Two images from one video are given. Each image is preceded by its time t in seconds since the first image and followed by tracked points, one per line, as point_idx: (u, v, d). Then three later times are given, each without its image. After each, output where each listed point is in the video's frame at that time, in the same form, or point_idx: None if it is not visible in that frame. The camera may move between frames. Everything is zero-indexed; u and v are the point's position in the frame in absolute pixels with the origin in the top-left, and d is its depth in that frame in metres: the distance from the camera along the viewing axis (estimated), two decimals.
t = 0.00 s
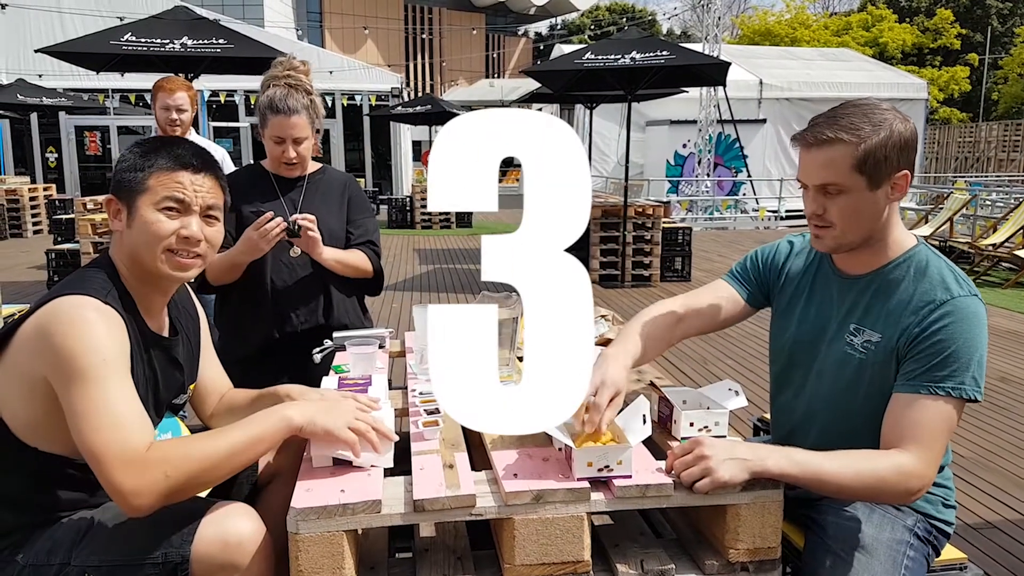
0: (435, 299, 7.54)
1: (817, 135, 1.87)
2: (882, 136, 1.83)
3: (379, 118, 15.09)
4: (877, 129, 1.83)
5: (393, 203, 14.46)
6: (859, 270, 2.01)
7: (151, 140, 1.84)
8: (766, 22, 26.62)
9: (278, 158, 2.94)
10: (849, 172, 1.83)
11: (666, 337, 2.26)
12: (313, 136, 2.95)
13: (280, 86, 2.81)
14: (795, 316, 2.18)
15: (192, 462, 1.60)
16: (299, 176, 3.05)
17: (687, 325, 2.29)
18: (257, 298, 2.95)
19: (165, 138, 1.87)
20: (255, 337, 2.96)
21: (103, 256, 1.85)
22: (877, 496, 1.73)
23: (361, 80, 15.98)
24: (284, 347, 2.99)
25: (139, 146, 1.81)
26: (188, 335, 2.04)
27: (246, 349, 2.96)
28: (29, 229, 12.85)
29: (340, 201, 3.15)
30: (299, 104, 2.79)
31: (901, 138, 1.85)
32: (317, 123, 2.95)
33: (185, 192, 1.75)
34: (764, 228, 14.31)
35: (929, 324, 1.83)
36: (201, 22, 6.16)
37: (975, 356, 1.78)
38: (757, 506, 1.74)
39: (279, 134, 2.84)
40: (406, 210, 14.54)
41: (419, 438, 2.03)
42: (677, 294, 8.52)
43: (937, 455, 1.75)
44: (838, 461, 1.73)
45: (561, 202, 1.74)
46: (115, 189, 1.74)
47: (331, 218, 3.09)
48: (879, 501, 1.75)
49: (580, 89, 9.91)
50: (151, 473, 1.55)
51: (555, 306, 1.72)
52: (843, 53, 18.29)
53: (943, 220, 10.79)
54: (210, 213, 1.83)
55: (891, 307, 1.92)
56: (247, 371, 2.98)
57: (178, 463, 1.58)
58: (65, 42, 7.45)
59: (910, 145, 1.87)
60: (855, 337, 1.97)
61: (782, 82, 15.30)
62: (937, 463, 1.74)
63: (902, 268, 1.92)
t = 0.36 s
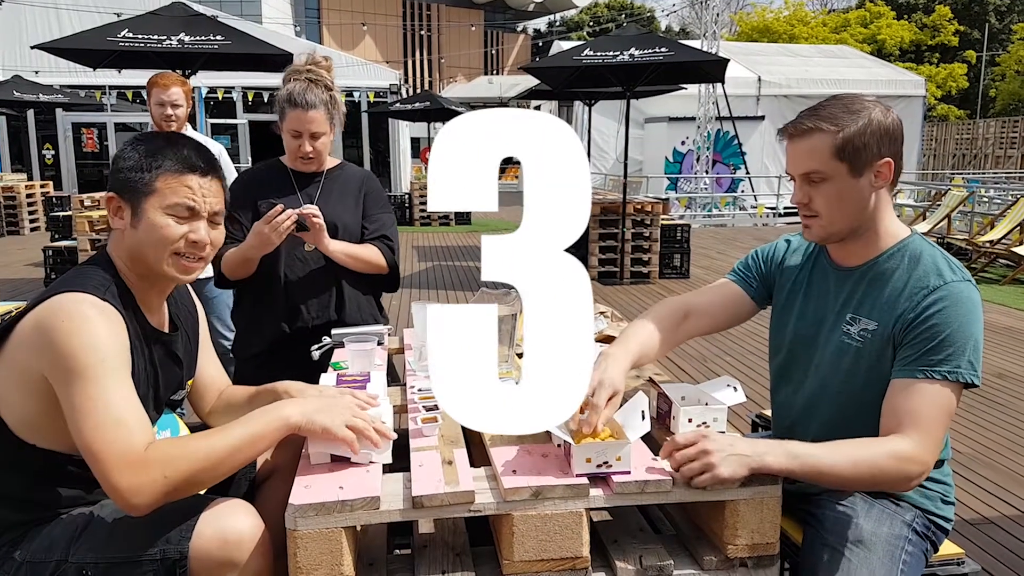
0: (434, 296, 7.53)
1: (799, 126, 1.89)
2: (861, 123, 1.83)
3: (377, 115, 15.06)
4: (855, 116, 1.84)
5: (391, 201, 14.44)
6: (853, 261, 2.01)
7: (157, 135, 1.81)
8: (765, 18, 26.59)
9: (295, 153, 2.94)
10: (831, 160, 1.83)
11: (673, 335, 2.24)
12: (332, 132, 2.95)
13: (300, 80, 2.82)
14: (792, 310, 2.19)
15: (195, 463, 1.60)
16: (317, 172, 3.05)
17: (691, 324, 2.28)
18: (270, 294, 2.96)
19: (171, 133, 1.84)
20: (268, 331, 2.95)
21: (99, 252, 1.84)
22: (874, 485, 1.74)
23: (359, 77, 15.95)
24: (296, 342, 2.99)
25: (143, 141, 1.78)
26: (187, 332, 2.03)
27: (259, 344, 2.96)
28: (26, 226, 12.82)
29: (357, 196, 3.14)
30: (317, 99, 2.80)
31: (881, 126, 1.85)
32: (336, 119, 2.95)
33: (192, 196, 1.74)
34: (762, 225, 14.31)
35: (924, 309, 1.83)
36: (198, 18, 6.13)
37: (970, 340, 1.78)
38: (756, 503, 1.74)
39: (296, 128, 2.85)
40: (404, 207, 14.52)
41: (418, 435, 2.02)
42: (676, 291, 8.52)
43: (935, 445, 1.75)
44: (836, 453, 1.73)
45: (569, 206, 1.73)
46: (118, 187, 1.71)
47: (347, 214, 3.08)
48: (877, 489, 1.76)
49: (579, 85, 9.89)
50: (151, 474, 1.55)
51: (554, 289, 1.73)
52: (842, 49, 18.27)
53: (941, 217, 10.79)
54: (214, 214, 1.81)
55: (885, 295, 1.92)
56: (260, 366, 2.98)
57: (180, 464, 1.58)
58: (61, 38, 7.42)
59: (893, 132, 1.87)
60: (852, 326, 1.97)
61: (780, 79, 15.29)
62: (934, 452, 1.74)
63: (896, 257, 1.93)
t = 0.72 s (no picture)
0: (430, 293, 7.52)
1: (792, 137, 1.89)
2: (854, 130, 1.84)
3: (373, 110, 15.03)
4: (848, 123, 1.85)
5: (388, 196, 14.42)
6: (852, 266, 2.01)
7: (175, 137, 1.80)
8: (762, 18, 26.61)
9: (299, 146, 2.94)
10: (826, 170, 1.84)
11: (660, 330, 2.24)
12: (336, 126, 2.96)
13: (306, 73, 2.83)
14: (790, 313, 2.19)
15: (175, 462, 1.59)
16: (321, 166, 3.05)
17: (678, 319, 2.28)
18: (270, 290, 2.95)
19: (184, 134, 1.84)
20: (268, 326, 2.95)
21: (96, 247, 1.83)
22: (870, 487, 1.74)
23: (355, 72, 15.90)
24: (295, 337, 2.99)
25: (162, 144, 1.76)
26: (181, 329, 2.02)
27: (259, 338, 2.96)
28: (20, 219, 12.76)
29: (360, 191, 3.13)
30: (322, 91, 2.81)
31: (875, 132, 1.86)
32: (340, 113, 2.96)
33: (216, 206, 1.78)
34: (758, 224, 14.34)
35: (924, 315, 1.83)
36: (194, 12, 6.10)
37: (971, 344, 1.78)
38: (750, 500, 1.75)
39: (301, 120, 2.84)
40: (400, 203, 14.51)
41: (413, 431, 2.02)
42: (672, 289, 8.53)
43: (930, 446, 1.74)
44: (833, 453, 1.73)
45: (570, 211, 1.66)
46: (142, 192, 1.68)
47: (349, 209, 3.07)
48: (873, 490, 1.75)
49: (576, 83, 9.88)
50: (133, 475, 1.54)
51: (538, 296, 1.68)
52: (839, 49, 18.30)
53: (936, 218, 10.83)
54: (227, 219, 1.85)
55: (885, 300, 1.92)
56: (261, 360, 2.98)
57: (165, 465, 1.57)
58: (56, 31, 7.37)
59: (886, 137, 1.88)
60: (852, 331, 1.97)
61: (777, 78, 15.31)
62: (930, 453, 1.74)
63: (895, 261, 1.93)
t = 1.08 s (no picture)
0: (427, 290, 7.52)
1: (759, 157, 1.90)
2: (826, 143, 1.83)
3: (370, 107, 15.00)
4: (819, 138, 1.84)
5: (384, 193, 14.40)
6: (839, 270, 2.02)
7: (167, 134, 1.80)
8: (758, 13, 26.57)
9: (295, 143, 2.94)
10: (800, 186, 1.84)
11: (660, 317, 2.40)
12: (332, 123, 2.96)
13: (303, 69, 2.84)
14: (778, 316, 2.19)
15: (154, 451, 1.55)
16: (318, 163, 3.05)
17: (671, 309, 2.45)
18: (266, 285, 2.95)
19: (175, 130, 1.83)
20: (261, 321, 2.95)
21: (91, 247, 1.82)
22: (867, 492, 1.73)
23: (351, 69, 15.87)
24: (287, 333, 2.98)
25: (155, 142, 1.76)
26: (176, 327, 2.02)
27: (252, 335, 2.96)
28: (16, 217, 12.74)
29: (356, 188, 3.11)
30: (319, 88, 2.82)
31: (848, 142, 1.85)
32: (338, 111, 2.96)
33: (212, 199, 1.79)
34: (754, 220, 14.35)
35: (913, 322, 1.83)
36: (189, 9, 6.08)
37: (962, 352, 1.76)
38: (745, 496, 1.75)
39: (297, 117, 2.85)
40: (397, 200, 14.49)
41: (408, 428, 2.01)
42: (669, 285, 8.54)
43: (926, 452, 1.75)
44: (830, 456, 1.72)
45: (550, 205, 1.65)
46: (140, 191, 1.68)
47: (344, 206, 3.05)
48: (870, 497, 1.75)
49: (572, 79, 9.87)
50: (124, 475, 1.52)
51: (539, 295, 1.66)
52: (835, 44, 18.29)
53: (932, 213, 10.85)
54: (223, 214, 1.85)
55: (873, 307, 1.92)
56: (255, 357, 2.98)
57: (146, 457, 1.54)
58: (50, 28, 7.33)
59: (862, 146, 1.87)
60: (840, 337, 1.98)
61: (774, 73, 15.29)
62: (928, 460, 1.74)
63: (883, 267, 1.93)
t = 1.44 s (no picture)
0: (427, 286, 7.51)
1: (732, 156, 1.89)
2: (797, 138, 1.82)
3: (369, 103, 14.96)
4: (789, 133, 1.82)
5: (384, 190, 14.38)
6: (819, 262, 2.03)
7: (173, 135, 1.78)
8: (759, 8, 26.49)
9: (297, 142, 2.93)
10: (774, 182, 1.83)
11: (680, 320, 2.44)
12: (335, 123, 2.93)
13: (309, 67, 2.83)
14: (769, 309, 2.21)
15: (163, 418, 1.54)
16: (321, 163, 3.04)
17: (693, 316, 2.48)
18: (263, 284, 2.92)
19: (181, 131, 1.82)
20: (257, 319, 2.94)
21: (85, 244, 1.81)
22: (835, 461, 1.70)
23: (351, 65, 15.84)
24: (284, 330, 2.99)
25: (159, 142, 1.74)
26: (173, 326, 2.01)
27: (249, 331, 2.96)
28: (17, 215, 12.72)
29: (356, 190, 3.09)
30: (322, 87, 2.79)
31: (818, 134, 1.84)
32: (342, 111, 2.94)
33: (215, 204, 1.78)
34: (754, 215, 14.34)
35: (885, 306, 1.84)
36: (188, 5, 6.06)
37: (934, 332, 1.76)
38: (745, 492, 1.74)
39: (299, 117, 2.83)
40: (397, 196, 14.47)
41: (406, 424, 2.00)
42: (669, 281, 8.53)
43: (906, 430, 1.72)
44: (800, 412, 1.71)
45: (551, 205, 1.64)
46: (141, 192, 1.67)
47: (342, 208, 3.03)
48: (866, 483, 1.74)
49: (572, 74, 9.85)
50: (149, 453, 1.53)
51: (539, 295, 1.65)
52: (836, 39, 18.24)
53: (933, 208, 10.83)
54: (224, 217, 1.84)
55: (849, 295, 1.94)
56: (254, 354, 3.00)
57: (155, 427, 1.53)
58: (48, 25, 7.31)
59: (831, 137, 1.86)
60: (823, 327, 1.99)
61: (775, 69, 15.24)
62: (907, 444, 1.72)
63: (858, 256, 1.94)
